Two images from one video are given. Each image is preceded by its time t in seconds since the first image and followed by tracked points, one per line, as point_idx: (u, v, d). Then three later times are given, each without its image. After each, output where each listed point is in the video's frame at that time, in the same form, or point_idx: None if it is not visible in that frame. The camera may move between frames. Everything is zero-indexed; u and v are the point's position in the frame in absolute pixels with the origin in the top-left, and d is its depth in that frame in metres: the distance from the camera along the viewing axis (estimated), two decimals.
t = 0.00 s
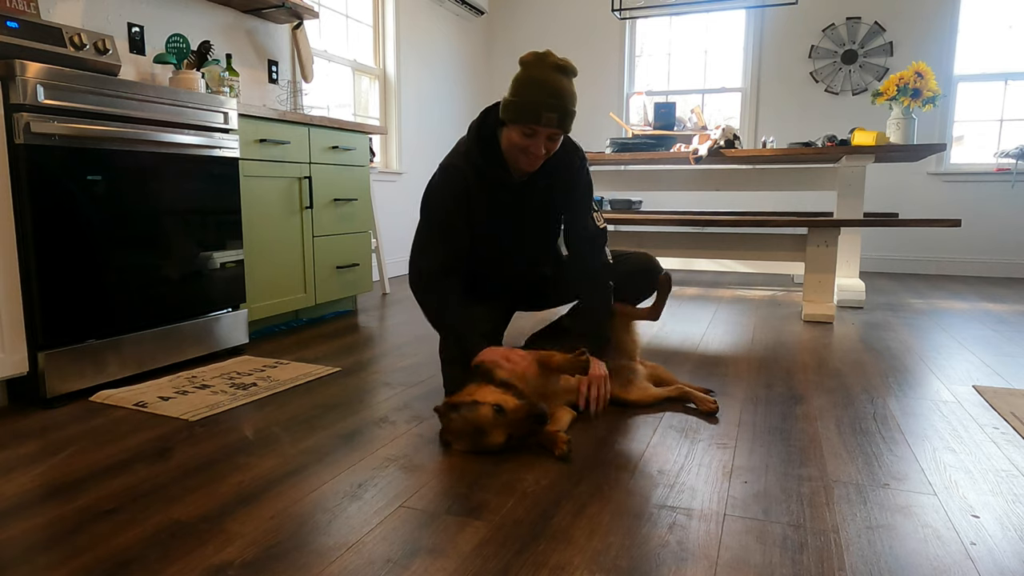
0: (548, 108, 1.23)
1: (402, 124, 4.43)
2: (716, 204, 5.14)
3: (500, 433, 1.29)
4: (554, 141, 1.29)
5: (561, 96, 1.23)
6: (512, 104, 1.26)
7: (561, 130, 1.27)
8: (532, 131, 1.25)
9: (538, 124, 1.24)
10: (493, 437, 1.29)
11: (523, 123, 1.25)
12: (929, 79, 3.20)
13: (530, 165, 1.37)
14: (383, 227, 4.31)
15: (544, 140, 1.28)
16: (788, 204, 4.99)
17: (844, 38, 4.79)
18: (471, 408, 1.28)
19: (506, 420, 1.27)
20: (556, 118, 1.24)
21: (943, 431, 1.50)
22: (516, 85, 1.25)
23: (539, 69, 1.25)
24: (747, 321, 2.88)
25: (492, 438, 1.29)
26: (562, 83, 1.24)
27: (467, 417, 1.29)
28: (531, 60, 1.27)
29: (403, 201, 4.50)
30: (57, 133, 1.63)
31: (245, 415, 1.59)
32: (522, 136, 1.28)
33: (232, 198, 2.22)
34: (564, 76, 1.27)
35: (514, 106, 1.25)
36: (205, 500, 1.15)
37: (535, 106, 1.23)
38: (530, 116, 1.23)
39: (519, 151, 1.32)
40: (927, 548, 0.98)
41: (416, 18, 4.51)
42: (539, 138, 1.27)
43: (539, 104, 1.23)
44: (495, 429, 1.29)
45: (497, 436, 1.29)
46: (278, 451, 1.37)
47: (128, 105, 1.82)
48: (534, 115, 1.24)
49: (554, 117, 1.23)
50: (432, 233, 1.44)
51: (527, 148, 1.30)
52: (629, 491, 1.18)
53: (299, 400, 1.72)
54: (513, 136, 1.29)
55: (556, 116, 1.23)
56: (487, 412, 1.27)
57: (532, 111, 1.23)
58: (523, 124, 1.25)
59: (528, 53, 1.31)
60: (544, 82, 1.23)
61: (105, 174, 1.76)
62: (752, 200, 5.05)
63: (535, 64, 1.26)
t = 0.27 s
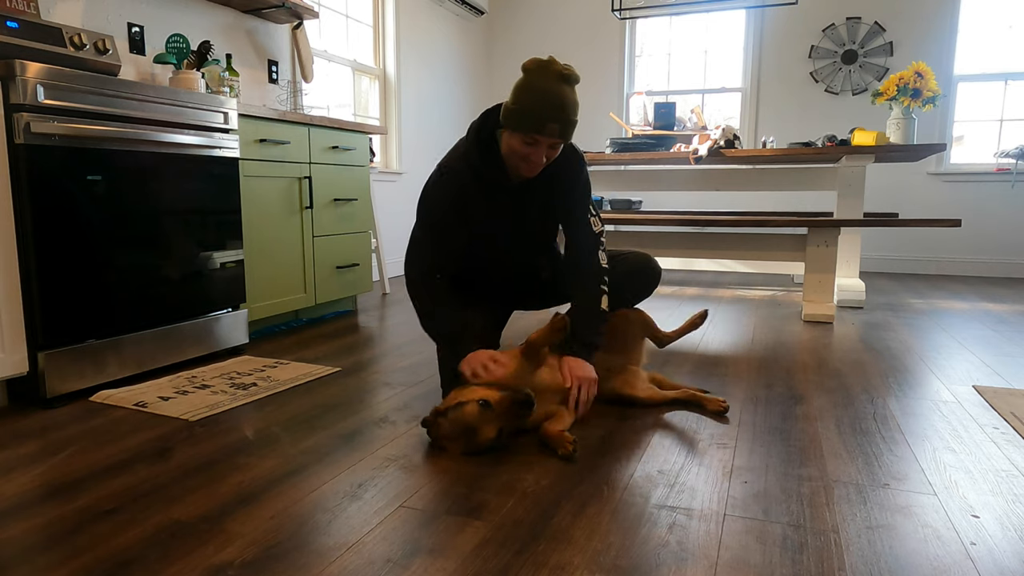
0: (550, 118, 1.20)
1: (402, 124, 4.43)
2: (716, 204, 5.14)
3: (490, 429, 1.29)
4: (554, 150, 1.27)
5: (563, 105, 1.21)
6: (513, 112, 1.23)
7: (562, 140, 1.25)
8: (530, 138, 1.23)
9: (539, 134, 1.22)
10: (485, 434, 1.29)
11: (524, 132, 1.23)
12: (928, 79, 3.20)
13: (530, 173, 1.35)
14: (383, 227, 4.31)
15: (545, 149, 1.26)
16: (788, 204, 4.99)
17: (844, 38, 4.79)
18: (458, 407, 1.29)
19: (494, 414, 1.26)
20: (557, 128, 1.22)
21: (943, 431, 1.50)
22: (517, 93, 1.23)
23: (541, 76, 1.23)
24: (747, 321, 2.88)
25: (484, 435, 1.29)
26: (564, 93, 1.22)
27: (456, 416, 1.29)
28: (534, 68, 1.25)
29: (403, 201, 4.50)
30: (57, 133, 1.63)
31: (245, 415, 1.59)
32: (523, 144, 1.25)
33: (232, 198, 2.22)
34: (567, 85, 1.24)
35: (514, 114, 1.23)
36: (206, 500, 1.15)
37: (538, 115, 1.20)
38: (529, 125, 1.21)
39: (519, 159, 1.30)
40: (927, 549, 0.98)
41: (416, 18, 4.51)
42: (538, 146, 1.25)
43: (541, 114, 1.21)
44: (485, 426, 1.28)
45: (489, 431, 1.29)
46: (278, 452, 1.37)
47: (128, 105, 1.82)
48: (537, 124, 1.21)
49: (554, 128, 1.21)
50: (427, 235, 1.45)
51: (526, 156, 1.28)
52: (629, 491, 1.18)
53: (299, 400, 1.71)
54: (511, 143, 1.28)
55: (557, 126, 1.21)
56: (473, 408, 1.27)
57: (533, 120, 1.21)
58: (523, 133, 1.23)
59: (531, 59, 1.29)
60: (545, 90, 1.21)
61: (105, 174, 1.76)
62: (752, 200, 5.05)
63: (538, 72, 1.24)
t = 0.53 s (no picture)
0: (545, 126, 1.20)
1: (402, 124, 4.43)
2: (716, 204, 5.14)
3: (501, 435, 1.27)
4: (549, 157, 1.27)
5: (558, 113, 1.21)
6: (507, 120, 1.23)
7: (557, 147, 1.25)
8: (526, 145, 1.23)
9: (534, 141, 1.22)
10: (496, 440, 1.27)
11: (518, 139, 1.23)
12: (929, 79, 3.20)
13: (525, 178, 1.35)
14: (383, 227, 4.31)
15: (539, 156, 1.26)
16: (788, 204, 4.99)
17: (844, 38, 4.79)
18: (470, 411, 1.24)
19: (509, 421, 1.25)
20: (552, 136, 1.22)
21: (943, 430, 1.50)
22: (511, 100, 1.23)
23: (536, 83, 1.23)
24: (747, 321, 2.88)
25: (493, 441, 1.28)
26: (559, 99, 1.22)
27: (469, 419, 1.25)
28: (529, 74, 1.25)
29: (403, 201, 4.50)
30: (57, 133, 1.63)
31: (245, 415, 1.59)
32: (517, 151, 1.25)
33: (232, 198, 2.22)
34: (562, 91, 1.24)
35: (508, 122, 1.23)
36: (206, 500, 1.15)
37: (532, 123, 1.20)
38: (524, 131, 1.21)
39: (514, 165, 1.30)
40: (926, 548, 0.98)
41: (416, 18, 4.51)
42: (533, 152, 1.25)
43: (535, 121, 1.20)
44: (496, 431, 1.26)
45: (500, 437, 1.27)
46: (278, 452, 1.37)
47: (128, 105, 1.82)
48: (531, 132, 1.21)
49: (550, 135, 1.22)
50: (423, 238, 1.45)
51: (522, 163, 1.28)
52: (629, 491, 1.18)
53: (299, 400, 1.71)
54: (507, 149, 1.27)
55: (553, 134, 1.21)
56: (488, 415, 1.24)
57: (527, 128, 1.21)
58: (518, 140, 1.23)
59: (526, 64, 1.28)
60: (540, 97, 1.21)
61: (105, 174, 1.77)
62: (752, 200, 5.05)
63: (531, 79, 1.24)
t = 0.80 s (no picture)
0: (544, 133, 1.21)
1: (402, 124, 4.43)
2: (716, 204, 5.14)
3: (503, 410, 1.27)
4: (547, 163, 1.28)
5: (557, 121, 1.22)
6: (507, 125, 1.23)
7: (555, 153, 1.25)
8: (526, 152, 1.24)
9: (534, 148, 1.22)
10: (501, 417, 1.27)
11: (517, 145, 1.23)
12: (929, 79, 3.20)
13: (524, 183, 1.36)
14: (383, 228, 4.31)
15: (537, 162, 1.26)
16: (788, 205, 4.99)
17: (844, 38, 4.79)
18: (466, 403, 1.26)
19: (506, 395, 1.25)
20: (551, 143, 1.22)
21: (943, 430, 1.50)
22: (511, 105, 1.23)
23: (535, 90, 1.23)
24: (747, 321, 2.88)
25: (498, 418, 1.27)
26: (558, 106, 1.22)
27: (470, 409, 1.27)
28: (529, 79, 1.25)
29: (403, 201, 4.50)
30: (57, 133, 1.63)
31: (245, 415, 1.59)
32: (516, 157, 1.25)
33: (232, 198, 2.22)
34: (561, 97, 1.25)
35: (507, 128, 1.23)
36: (206, 500, 1.15)
37: (532, 130, 1.21)
38: (524, 139, 1.22)
39: (512, 169, 1.30)
40: (927, 549, 0.98)
41: (416, 18, 4.51)
42: (532, 158, 1.26)
43: (535, 128, 1.21)
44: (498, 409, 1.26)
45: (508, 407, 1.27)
46: (278, 452, 1.37)
47: (128, 105, 1.82)
48: (530, 138, 1.21)
49: (549, 143, 1.22)
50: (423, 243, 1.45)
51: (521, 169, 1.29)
52: (629, 491, 1.18)
53: (299, 400, 1.71)
54: (506, 155, 1.28)
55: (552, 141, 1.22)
56: (483, 397, 1.25)
57: (526, 135, 1.21)
58: (517, 146, 1.23)
59: (525, 69, 1.28)
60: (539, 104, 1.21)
61: (105, 174, 1.76)
62: (752, 200, 5.05)
63: (530, 85, 1.24)
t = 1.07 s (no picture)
0: (542, 140, 1.21)
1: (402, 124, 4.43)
2: (716, 204, 5.14)
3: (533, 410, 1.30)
4: (545, 168, 1.28)
5: (554, 126, 1.21)
6: (504, 132, 1.23)
7: (553, 159, 1.26)
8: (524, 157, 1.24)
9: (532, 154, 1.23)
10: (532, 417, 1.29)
11: (515, 151, 1.23)
12: (929, 79, 3.20)
13: (522, 187, 1.37)
14: (383, 228, 4.31)
15: (535, 168, 1.27)
16: (788, 205, 4.99)
17: (844, 38, 4.79)
18: (498, 405, 1.25)
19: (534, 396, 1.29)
20: (549, 149, 1.23)
21: (943, 431, 1.50)
22: (509, 111, 1.23)
23: (533, 96, 1.23)
24: (747, 321, 2.88)
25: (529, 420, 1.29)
26: (557, 112, 1.22)
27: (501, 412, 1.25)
28: (526, 85, 1.24)
29: (403, 201, 4.50)
30: (57, 133, 1.63)
31: (245, 415, 1.59)
32: (514, 162, 1.26)
33: (232, 198, 2.22)
34: (559, 103, 1.24)
35: (505, 135, 1.23)
36: (205, 500, 1.15)
37: (530, 137, 1.21)
38: (521, 145, 1.22)
39: (510, 174, 1.31)
40: (927, 549, 0.98)
41: (416, 18, 4.51)
42: (529, 164, 1.26)
43: (533, 135, 1.21)
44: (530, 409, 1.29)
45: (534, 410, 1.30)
46: (278, 452, 1.36)
47: (128, 105, 1.82)
48: (528, 145, 1.22)
49: (547, 149, 1.23)
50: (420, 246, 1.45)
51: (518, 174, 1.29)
52: (629, 491, 1.17)
53: (299, 400, 1.71)
54: (504, 161, 1.28)
55: (550, 148, 1.23)
56: (517, 398, 1.25)
57: (524, 142, 1.21)
58: (515, 152, 1.23)
59: (523, 73, 1.27)
60: (536, 110, 1.21)
61: (105, 174, 1.76)
62: (752, 200, 5.05)
63: (528, 91, 1.24)
